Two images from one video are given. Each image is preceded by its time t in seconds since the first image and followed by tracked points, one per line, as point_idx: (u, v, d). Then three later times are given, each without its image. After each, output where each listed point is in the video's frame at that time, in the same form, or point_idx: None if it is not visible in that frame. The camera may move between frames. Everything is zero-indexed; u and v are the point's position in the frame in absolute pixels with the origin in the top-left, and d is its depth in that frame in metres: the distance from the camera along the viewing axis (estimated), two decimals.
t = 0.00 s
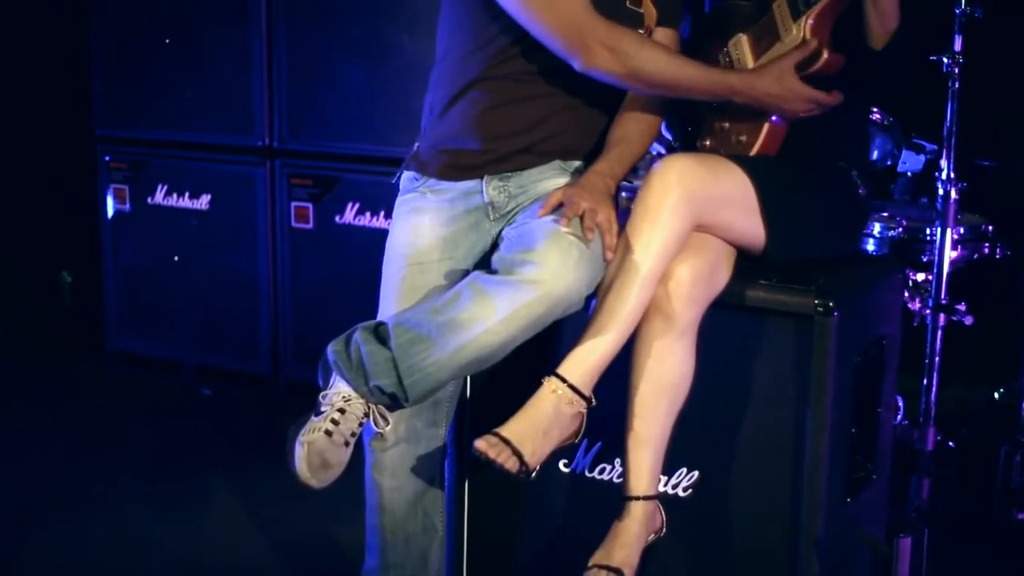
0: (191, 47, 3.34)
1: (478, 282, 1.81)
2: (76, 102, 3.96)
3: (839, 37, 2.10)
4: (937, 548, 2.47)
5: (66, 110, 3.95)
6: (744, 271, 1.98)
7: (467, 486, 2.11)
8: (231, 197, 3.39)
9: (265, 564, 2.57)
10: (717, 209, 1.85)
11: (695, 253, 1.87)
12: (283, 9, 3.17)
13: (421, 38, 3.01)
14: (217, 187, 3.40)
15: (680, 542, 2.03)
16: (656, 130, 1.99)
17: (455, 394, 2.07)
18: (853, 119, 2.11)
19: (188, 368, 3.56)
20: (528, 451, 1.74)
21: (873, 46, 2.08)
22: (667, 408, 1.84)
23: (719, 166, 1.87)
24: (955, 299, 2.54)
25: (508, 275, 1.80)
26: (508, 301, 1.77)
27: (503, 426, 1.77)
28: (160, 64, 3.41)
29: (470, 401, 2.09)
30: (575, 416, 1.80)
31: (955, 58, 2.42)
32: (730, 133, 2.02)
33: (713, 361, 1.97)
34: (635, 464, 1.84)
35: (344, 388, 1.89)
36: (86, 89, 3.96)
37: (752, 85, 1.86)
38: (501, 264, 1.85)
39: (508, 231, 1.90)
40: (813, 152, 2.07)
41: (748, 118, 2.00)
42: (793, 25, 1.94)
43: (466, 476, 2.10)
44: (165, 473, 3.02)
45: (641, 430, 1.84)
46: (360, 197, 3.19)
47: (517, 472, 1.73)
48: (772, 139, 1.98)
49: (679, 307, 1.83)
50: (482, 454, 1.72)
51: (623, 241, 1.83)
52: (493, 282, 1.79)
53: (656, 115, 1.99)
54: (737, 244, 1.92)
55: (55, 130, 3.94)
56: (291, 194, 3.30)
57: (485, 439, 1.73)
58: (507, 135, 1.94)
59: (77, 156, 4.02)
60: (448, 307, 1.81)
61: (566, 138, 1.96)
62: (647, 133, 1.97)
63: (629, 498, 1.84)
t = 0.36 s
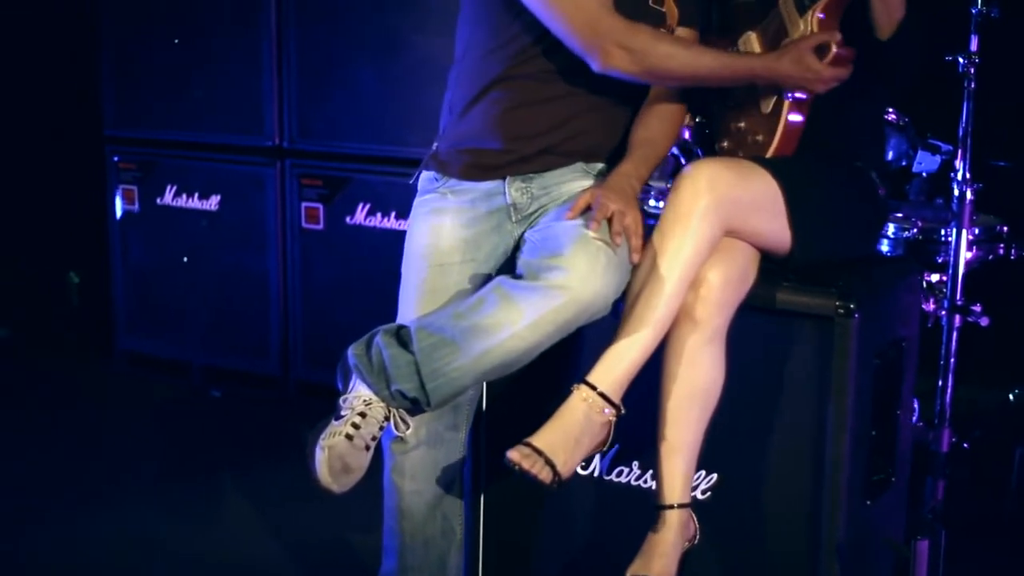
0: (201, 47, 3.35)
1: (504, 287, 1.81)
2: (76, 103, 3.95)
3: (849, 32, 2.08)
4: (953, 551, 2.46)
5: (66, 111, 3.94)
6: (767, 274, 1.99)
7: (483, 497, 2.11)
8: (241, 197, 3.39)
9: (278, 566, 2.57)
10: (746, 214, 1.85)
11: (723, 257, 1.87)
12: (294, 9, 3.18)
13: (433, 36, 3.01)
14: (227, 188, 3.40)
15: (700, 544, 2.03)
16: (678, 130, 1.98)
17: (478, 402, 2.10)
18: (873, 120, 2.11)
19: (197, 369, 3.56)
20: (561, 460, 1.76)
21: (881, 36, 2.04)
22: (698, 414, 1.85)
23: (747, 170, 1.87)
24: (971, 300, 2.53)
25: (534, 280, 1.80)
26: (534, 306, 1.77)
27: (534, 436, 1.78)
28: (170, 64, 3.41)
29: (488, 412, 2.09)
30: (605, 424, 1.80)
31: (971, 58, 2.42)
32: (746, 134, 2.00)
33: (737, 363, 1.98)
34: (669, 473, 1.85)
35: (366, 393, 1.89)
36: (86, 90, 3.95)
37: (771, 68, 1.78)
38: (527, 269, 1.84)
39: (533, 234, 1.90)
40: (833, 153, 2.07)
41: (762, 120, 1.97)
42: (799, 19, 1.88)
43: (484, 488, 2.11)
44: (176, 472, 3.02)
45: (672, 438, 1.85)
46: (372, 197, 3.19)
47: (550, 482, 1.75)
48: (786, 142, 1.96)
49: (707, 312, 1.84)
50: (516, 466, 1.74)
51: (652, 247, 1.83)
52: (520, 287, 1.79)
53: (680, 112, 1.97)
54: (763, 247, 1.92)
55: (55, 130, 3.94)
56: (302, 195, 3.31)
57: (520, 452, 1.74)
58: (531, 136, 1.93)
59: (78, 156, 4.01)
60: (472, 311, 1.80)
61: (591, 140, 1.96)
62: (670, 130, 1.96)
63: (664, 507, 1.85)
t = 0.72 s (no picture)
0: (208, 46, 3.34)
1: (523, 291, 1.80)
2: (76, 103, 3.93)
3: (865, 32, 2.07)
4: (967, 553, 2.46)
5: (66, 111, 3.93)
6: (784, 276, 1.98)
7: (497, 495, 2.11)
8: (249, 197, 3.39)
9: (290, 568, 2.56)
10: (762, 219, 1.85)
11: (738, 262, 1.87)
12: (304, 9, 3.18)
13: (444, 37, 3.01)
14: (237, 188, 3.40)
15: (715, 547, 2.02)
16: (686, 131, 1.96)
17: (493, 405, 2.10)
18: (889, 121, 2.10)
19: (206, 371, 3.56)
20: (569, 464, 1.76)
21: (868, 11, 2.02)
22: (712, 416, 1.85)
23: (762, 173, 1.86)
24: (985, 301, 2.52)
25: (552, 283, 1.79)
26: (552, 310, 1.76)
27: (544, 440, 1.78)
28: (178, 64, 3.41)
29: (501, 411, 2.10)
30: (615, 428, 1.80)
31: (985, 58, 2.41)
32: (746, 122, 1.96)
33: (752, 364, 1.96)
34: (682, 476, 1.85)
35: (380, 396, 1.88)
36: (85, 89, 3.94)
37: (755, 50, 1.72)
38: (545, 272, 1.83)
39: (548, 236, 1.90)
40: (851, 153, 2.05)
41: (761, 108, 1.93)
42: None
43: (498, 487, 2.11)
44: (185, 472, 3.02)
45: (683, 440, 1.85)
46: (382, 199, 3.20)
47: (559, 486, 1.75)
48: (784, 133, 1.91)
49: (722, 314, 1.84)
50: (526, 470, 1.74)
51: (667, 251, 1.83)
52: (539, 290, 1.78)
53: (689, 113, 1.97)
54: (777, 251, 1.91)
55: (56, 130, 3.93)
56: (311, 195, 3.31)
57: (529, 455, 1.74)
58: (542, 135, 1.92)
59: (79, 157, 3.99)
60: (490, 314, 1.79)
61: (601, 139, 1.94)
62: (682, 125, 1.95)
63: (675, 510, 1.85)
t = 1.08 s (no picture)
0: (218, 47, 3.36)
1: (538, 296, 1.78)
2: (76, 104, 3.91)
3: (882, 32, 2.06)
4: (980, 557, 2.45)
5: (66, 112, 3.91)
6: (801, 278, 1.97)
7: (511, 501, 2.11)
8: (258, 199, 3.42)
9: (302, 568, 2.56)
10: (776, 223, 1.83)
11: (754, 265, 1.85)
12: (312, 11, 3.20)
13: (452, 38, 3.01)
14: (247, 189, 3.42)
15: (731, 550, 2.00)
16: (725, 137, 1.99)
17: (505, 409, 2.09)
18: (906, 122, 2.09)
19: (215, 372, 3.58)
20: (584, 471, 1.75)
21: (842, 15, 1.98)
22: (730, 421, 1.84)
23: (776, 177, 1.85)
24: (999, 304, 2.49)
25: (567, 289, 1.77)
26: (567, 316, 1.74)
27: (560, 445, 1.77)
28: (187, 65, 3.43)
29: (516, 415, 2.10)
30: (631, 434, 1.78)
31: (1000, 58, 2.39)
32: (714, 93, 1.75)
33: (769, 367, 1.95)
34: (700, 480, 1.84)
35: (393, 399, 1.85)
36: (86, 89, 3.92)
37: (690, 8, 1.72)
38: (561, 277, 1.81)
39: (563, 240, 1.88)
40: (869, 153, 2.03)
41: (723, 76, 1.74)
42: None
43: (512, 493, 2.11)
44: (192, 473, 3.02)
45: (701, 444, 1.84)
46: (392, 200, 3.22)
47: (573, 493, 1.75)
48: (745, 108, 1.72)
49: (738, 319, 1.83)
50: (539, 475, 1.74)
51: (682, 256, 1.81)
52: (554, 296, 1.77)
53: (707, 112, 1.97)
54: (794, 252, 1.89)
55: (58, 131, 3.92)
56: (320, 197, 3.34)
57: (542, 460, 1.75)
58: (552, 135, 1.90)
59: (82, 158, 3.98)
60: (504, 320, 1.78)
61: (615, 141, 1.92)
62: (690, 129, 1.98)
63: (694, 514, 1.84)
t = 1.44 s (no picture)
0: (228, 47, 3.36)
1: (552, 288, 1.77)
2: (76, 103, 3.90)
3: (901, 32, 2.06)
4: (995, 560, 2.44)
5: (66, 112, 3.90)
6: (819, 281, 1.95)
7: (527, 501, 2.14)
8: (267, 199, 3.41)
9: (315, 568, 2.56)
10: (792, 224, 1.82)
11: (771, 267, 1.84)
12: (323, 10, 3.20)
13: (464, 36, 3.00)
14: (257, 189, 3.42)
15: (750, 552, 2.00)
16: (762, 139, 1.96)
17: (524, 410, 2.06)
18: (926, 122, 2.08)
19: (225, 372, 3.58)
20: (598, 474, 1.72)
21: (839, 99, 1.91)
22: (749, 423, 1.82)
23: (792, 178, 1.83)
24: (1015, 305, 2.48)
25: (581, 280, 1.76)
26: (581, 308, 1.74)
27: (573, 449, 1.75)
28: (196, 66, 3.43)
29: (532, 415, 2.11)
30: (646, 437, 1.76)
31: (1015, 58, 2.38)
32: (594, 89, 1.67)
33: (788, 369, 1.94)
34: (716, 483, 1.82)
35: (415, 400, 1.83)
36: (85, 89, 3.90)
37: None
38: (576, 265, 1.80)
39: (576, 236, 1.87)
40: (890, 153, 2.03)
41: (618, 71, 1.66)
42: None
43: (528, 493, 2.13)
44: (201, 472, 3.02)
45: (720, 448, 1.82)
46: (403, 200, 3.21)
47: (586, 496, 1.71)
48: (616, 99, 1.65)
49: (755, 321, 1.81)
50: (554, 479, 1.71)
51: (699, 259, 1.80)
52: (568, 287, 1.76)
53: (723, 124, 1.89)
54: (811, 253, 1.88)
55: (58, 131, 3.91)
56: (330, 197, 3.33)
57: (557, 464, 1.71)
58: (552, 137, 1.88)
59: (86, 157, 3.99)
60: (519, 314, 1.77)
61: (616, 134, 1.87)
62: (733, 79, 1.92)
63: (712, 519, 1.83)
